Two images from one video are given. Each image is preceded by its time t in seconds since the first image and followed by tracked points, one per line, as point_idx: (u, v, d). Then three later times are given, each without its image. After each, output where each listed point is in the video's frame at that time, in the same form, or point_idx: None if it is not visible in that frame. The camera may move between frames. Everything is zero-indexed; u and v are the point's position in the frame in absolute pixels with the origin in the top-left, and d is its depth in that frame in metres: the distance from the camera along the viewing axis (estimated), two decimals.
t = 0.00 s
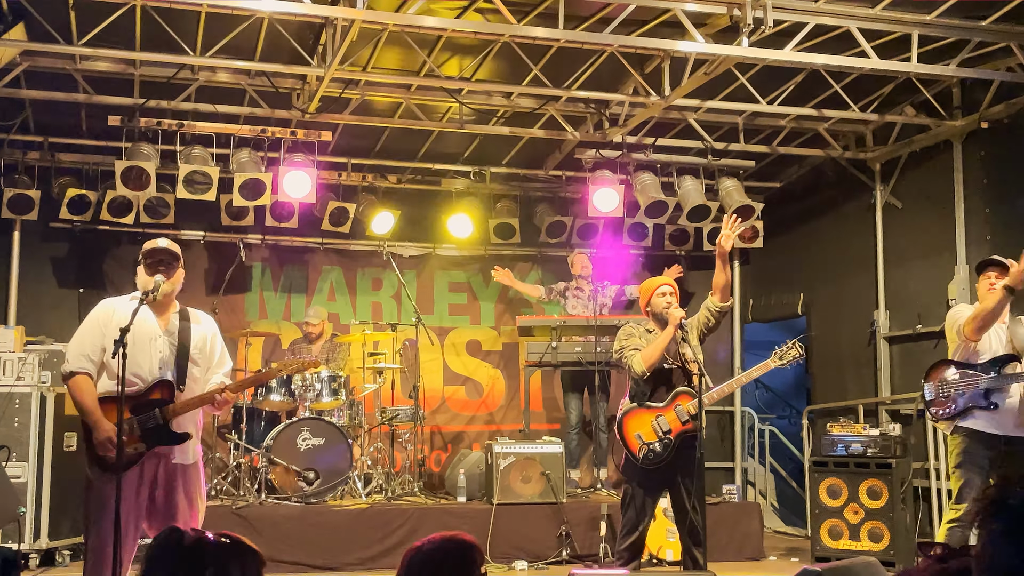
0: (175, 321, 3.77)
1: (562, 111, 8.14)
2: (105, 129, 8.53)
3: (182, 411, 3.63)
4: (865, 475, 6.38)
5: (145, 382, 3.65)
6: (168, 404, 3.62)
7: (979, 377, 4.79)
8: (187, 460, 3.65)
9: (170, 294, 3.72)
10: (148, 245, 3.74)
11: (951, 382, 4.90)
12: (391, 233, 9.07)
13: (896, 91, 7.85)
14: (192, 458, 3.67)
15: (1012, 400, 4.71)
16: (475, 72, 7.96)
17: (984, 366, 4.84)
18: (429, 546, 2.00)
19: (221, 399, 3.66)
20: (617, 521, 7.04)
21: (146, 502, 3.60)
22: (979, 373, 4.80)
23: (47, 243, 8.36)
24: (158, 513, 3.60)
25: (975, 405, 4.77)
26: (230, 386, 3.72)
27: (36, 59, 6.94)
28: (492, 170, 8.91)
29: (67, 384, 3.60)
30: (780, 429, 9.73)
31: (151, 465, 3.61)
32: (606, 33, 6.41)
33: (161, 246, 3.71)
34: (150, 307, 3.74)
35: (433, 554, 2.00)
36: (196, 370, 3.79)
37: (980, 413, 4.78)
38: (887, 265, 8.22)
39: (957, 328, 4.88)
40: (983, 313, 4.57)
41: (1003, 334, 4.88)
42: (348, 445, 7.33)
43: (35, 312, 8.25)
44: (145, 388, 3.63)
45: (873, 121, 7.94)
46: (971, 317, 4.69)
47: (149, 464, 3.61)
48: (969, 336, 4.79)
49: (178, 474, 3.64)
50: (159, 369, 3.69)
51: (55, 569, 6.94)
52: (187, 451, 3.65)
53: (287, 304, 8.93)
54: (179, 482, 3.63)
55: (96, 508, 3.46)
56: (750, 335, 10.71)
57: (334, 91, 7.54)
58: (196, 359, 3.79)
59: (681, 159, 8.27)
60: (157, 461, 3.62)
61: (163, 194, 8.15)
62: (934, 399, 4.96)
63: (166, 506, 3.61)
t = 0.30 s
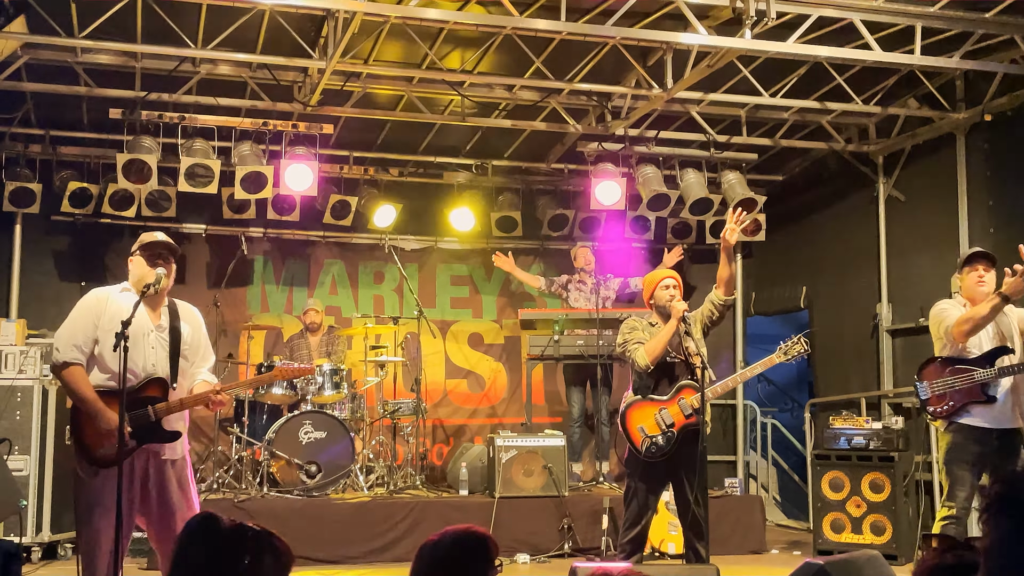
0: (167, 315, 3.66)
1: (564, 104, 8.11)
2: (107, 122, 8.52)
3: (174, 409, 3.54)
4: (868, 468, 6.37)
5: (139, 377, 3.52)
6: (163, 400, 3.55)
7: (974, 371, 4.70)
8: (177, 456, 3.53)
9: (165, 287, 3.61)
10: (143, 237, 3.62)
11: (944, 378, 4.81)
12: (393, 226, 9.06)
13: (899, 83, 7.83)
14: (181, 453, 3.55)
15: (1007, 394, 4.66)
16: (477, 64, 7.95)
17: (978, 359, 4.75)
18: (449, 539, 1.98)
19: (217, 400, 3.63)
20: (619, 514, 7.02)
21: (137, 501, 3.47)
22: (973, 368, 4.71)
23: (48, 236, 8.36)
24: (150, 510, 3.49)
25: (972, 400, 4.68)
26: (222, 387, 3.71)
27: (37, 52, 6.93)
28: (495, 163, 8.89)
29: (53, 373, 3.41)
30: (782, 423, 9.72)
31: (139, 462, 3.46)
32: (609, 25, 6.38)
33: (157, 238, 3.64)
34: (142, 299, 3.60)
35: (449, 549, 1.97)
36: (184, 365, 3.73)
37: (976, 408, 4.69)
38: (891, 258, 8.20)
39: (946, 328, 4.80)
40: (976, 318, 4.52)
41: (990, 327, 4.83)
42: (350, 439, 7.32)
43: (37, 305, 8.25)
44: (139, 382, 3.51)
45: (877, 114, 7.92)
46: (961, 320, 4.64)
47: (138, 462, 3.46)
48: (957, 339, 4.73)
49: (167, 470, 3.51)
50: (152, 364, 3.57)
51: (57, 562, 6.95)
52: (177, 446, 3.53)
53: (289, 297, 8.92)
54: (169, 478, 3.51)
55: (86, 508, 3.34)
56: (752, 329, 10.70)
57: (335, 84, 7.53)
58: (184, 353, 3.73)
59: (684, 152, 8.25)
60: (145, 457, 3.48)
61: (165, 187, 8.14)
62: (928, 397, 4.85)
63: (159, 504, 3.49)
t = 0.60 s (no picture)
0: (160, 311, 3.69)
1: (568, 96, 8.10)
2: (110, 115, 8.51)
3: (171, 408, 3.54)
4: (872, 460, 6.34)
5: (138, 374, 3.52)
6: (161, 400, 3.53)
7: (962, 371, 4.68)
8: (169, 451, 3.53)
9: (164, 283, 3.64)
10: (138, 232, 3.65)
11: (930, 378, 4.79)
12: (396, 219, 9.05)
13: (904, 76, 7.81)
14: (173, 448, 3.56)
15: (995, 394, 4.62)
16: (481, 56, 7.93)
17: (965, 360, 4.73)
18: (463, 534, 1.96)
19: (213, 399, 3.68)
20: (623, 507, 7.02)
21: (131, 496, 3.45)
22: (962, 368, 4.69)
23: (52, 230, 8.36)
24: (142, 506, 3.46)
25: (962, 400, 4.64)
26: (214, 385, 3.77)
27: (40, 44, 6.92)
28: (498, 156, 8.88)
29: (52, 369, 3.31)
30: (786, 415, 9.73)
31: (133, 459, 3.44)
32: (612, 17, 6.36)
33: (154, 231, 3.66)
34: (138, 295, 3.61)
35: (462, 546, 1.95)
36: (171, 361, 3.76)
37: (965, 408, 4.66)
38: (895, 251, 8.19)
39: (927, 330, 4.78)
40: (958, 323, 4.52)
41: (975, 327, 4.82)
42: (354, 431, 7.32)
43: (41, 299, 8.26)
44: (138, 379, 3.51)
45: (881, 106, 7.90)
46: (941, 323, 4.64)
47: (134, 458, 3.44)
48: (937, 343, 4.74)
49: (160, 465, 3.50)
50: (150, 362, 3.58)
51: (62, 554, 6.97)
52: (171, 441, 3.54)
53: (292, 290, 8.92)
54: (161, 474, 3.50)
55: (83, 505, 3.29)
56: (756, 322, 10.70)
57: (338, 76, 7.52)
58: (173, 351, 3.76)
59: (687, 144, 8.24)
60: (139, 453, 3.47)
61: (168, 180, 8.13)
62: (916, 397, 4.82)
63: (151, 499, 3.48)
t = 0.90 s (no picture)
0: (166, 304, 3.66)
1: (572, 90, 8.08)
2: (113, 109, 8.51)
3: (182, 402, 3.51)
4: (876, 454, 6.33)
5: (150, 369, 3.50)
6: (171, 393, 3.47)
7: (970, 358, 4.65)
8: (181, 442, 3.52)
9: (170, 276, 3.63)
10: (136, 226, 3.63)
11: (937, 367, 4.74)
12: (400, 213, 9.05)
13: (909, 69, 7.79)
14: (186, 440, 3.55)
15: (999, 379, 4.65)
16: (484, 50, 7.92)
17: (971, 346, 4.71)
18: (457, 523, 1.96)
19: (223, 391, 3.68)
20: (627, 501, 7.02)
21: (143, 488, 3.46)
22: (969, 355, 4.66)
23: (56, 224, 8.37)
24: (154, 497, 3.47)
25: (971, 387, 4.61)
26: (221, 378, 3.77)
27: (44, 38, 6.91)
28: (502, 150, 8.87)
29: (67, 367, 3.28)
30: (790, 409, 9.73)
31: (145, 451, 3.46)
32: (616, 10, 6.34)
33: (153, 224, 3.66)
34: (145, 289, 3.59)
35: (458, 534, 1.95)
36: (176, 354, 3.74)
37: (975, 395, 4.63)
38: (899, 244, 8.17)
39: (933, 317, 4.72)
40: (961, 297, 4.48)
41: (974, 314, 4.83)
42: (358, 425, 7.32)
43: (45, 293, 8.27)
44: (149, 375, 3.48)
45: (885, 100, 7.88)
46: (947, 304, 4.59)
47: (145, 449, 3.46)
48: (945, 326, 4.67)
49: (169, 458, 3.49)
50: (160, 357, 3.56)
51: (67, 549, 6.98)
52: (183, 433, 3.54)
53: (296, 285, 8.92)
54: (174, 464, 3.49)
55: (92, 498, 3.29)
56: (760, 315, 10.69)
57: (342, 70, 7.51)
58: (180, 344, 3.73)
59: (691, 138, 8.23)
60: (149, 447, 3.47)
61: (172, 174, 8.12)
62: (927, 388, 4.74)
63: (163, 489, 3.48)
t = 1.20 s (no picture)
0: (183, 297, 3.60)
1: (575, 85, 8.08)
2: (117, 105, 8.51)
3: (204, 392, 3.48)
4: (880, 449, 6.32)
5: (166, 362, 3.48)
6: (191, 383, 3.47)
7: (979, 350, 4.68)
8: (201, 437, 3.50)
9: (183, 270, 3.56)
10: (150, 222, 3.61)
11: (948, 360, 4.76)
12: (403, 208, 9.05)
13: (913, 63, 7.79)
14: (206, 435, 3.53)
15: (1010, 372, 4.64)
16: (488, 45, 7.92)
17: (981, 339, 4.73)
18: (444, 518, 1.97)
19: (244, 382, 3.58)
20: (631, 496, 7.01)
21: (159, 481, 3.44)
22: (976, 347, 4.69)
23: (60, 220, 8.37)
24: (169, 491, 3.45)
25: (981, 379, 4.62)
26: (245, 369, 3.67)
27: (47, 34, 6.92)
28: (506, 146, 8.87)
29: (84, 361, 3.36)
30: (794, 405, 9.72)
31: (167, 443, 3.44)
32: (620, 5, 6.33)
33: (166, 219, 3.60)
34: (160, 283, 3.55)
35: (445, 531, 1.95)
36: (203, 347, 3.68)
37: (985, 387, 4.64)
38: (904, 239, 8.16)
39: (951, 309, 4.70)
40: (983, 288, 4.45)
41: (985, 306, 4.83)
42: (362, 421, 7.32)
43: (49, 289, 8.28)
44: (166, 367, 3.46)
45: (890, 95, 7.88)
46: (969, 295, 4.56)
47: (167, 441, 3.44)
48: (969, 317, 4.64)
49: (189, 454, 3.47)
50: (177, 349, 3.53)
51: (71, 544, 6.98)
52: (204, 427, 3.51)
53: (300, 280, 8.93)
54: (192, 459, 3.48)
55: (108, 488, 3.29)
56: (764, 311, 10.68)
57: (345, 66, 7.52)
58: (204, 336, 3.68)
59: (695, 133, 8.22)
60: (172, 439, 3.46)
61: (175, 170, 8.13)
62: (935, 380, 4.78)
63: (178, 484, 3.46)
